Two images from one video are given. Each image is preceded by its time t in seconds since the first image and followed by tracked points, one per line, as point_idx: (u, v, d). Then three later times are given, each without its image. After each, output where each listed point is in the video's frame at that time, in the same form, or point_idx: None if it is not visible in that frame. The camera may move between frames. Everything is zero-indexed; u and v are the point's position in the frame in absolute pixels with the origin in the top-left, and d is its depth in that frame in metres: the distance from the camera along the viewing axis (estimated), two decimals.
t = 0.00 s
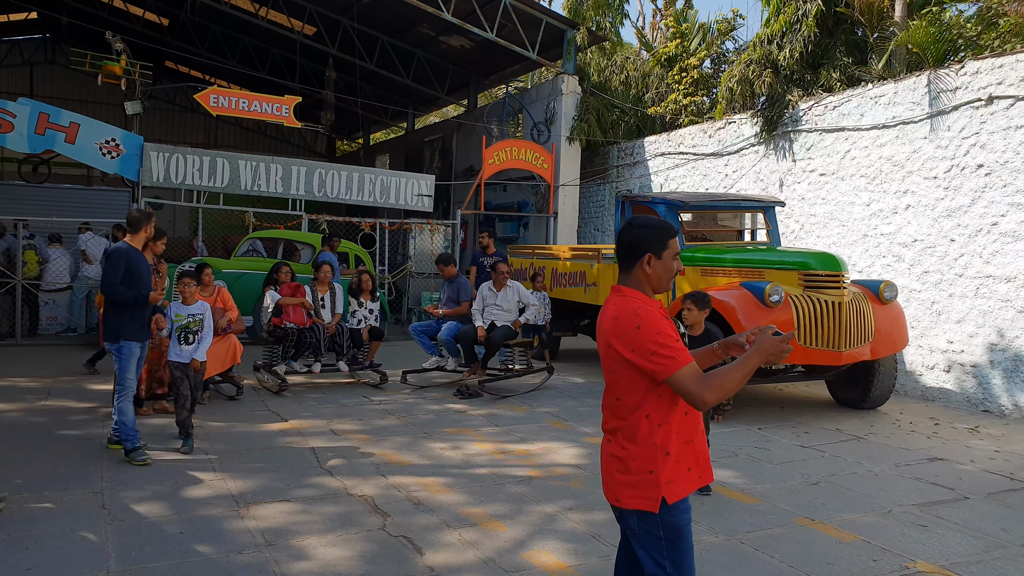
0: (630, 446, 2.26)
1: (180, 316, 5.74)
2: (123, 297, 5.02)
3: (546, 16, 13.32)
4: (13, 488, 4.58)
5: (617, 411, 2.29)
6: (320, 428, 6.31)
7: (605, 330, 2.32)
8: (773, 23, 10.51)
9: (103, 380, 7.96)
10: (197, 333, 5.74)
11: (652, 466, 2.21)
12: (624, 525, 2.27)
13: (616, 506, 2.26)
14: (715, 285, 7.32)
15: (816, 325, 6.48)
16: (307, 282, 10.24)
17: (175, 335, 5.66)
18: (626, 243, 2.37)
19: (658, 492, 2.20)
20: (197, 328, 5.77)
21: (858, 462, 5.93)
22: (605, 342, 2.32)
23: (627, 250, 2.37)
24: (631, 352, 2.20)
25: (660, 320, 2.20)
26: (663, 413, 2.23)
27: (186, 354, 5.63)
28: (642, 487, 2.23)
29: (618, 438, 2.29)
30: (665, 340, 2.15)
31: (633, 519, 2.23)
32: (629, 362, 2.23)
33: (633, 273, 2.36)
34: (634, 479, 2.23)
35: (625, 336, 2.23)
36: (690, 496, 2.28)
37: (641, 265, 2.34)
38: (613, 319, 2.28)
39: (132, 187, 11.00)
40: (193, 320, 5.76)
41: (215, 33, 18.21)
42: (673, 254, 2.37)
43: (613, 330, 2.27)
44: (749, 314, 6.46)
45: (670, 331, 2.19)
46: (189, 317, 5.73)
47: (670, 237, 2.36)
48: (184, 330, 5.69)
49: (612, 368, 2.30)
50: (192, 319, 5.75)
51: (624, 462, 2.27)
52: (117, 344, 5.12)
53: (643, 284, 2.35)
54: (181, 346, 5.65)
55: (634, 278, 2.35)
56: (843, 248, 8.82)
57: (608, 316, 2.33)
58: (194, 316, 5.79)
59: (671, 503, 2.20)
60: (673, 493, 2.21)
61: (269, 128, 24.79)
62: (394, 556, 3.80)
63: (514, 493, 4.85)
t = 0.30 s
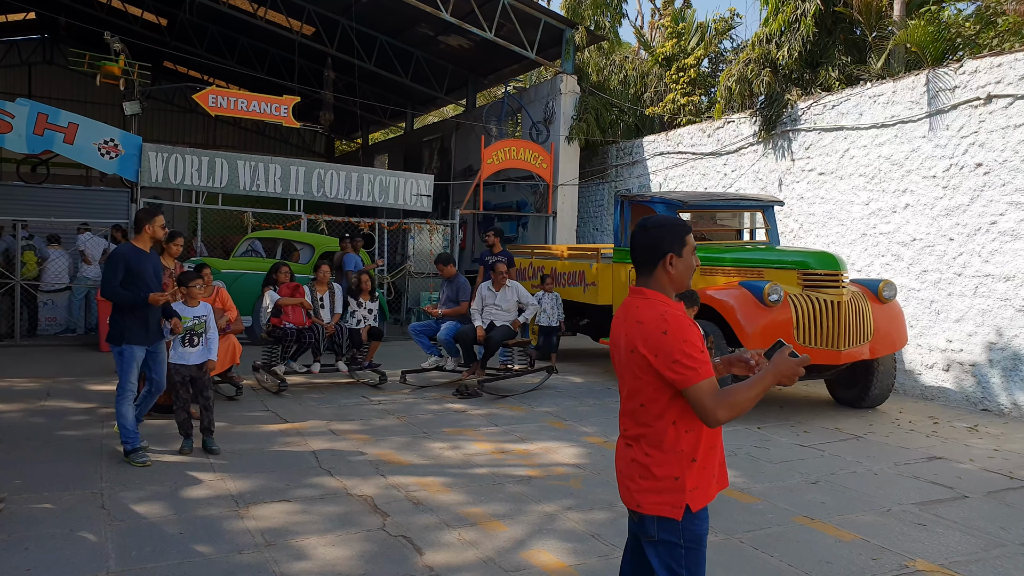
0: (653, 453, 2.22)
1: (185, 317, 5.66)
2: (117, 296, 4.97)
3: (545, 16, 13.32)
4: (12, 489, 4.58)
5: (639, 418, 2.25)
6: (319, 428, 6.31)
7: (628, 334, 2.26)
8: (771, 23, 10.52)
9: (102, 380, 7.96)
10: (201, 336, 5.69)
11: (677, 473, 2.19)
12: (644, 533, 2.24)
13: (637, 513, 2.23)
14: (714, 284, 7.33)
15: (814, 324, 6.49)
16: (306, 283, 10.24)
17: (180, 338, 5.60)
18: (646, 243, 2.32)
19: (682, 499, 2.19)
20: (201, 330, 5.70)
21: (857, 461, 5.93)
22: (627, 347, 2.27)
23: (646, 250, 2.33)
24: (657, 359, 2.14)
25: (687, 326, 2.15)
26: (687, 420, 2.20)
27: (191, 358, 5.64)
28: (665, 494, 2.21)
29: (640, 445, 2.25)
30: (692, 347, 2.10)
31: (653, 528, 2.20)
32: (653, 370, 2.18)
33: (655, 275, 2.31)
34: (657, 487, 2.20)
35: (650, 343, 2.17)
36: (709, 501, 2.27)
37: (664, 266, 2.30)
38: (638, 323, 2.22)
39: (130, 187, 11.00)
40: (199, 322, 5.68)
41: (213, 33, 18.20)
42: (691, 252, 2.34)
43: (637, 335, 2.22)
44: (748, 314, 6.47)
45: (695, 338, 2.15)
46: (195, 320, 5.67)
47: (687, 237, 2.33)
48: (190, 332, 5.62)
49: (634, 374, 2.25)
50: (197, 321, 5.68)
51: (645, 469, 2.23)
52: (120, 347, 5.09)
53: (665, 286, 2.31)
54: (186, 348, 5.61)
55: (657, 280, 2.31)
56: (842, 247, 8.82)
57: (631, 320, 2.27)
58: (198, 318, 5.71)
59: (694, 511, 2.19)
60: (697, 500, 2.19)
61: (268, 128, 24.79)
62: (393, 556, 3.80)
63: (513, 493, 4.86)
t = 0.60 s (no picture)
0: (687, 465, 2.09)
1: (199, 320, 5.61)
2: (124, 300, 4.82)
3: (543, 15, 13.32)
4: (12, 489, 4.58)
5: (672, 428, 2.11)
6: (319, 428, 6.31)
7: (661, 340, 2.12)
8: (770, 21, 10.52)
9: (102, 381, 7.95)
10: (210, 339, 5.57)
11: (714, 485, 2.08)
12: (672, 550, 2.11)
13: (668, 529, 2.09)
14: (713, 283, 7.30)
15: (814, 323, 6.49)
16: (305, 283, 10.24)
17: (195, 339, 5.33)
18: (681, 243, 2.20)
19: (719, 513, 2.08)
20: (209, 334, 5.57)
21: (856, 460, 5.94)
22: (660, 352, 2.12)
23: (680, 251, 2.20)
24: (698, 367, 2.01)
25: (728, 333, 2.03)
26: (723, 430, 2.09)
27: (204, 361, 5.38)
28: (699, 507, 2.09)
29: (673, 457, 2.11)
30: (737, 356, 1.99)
31: (686, 545, 2.08)
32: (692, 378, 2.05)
33: (689, 277, 2.19)
34: (693, 501, 2.08)
35: (690, 350, 2.03)
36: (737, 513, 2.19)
37: (699, 267, 2.19)
38: (675, 328, 2.09)
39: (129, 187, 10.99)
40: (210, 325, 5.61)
41: (212, 33, 18.18)
42: (726, 254, 2.23)
43: (673, 340, 2.08)
44: (747, 313, 6.42)
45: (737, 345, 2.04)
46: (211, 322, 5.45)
47: (724, 239, 2.22)
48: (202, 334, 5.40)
49: (668, 382, 2.10)
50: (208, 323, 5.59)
51: (679, 482, 2.10)
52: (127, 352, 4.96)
53: (700, 289, 2.19)
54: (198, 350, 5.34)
55: (691, 283, 2.19)
56: (841, 245, 8.82)
57: (664, 323, 2.13)
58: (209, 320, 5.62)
59: (729, 525, 2.10)
60: (732, 514, 2.10)
61: (267, 128, 24.79)
62: (394, 555, 3.79)
63: (513, 492, 4.86)
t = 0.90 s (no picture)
0: (708, 476, 1.99)
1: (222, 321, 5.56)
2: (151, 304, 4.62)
3: (542, 14, 13.31)
4: (12, 489, 4.57)
5: (694, 436, 2.00)
6: (318, 428, 6.30)
7: (688, 344, 2.00)
8: (769, 20, 10.52)
9: (101, 381, 7.95)
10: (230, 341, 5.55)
11: (737, 499, 1.99)
12: (687, 563, 2.01)
13: (687, 542, 1.98)
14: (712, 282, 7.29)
15: (814, 321, 6.50)
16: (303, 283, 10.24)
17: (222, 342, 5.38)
18: (708, 241, 2.11)
19: (738, 527, 1.99)
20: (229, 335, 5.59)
21: (856, 458, 5.94)
22: (686, 358, 2.00)
23: (707, 248, 2.11)
24: (733, 373, 1.91)
25: (763, 337, 1.94)
26: (748, 440, 2.00)
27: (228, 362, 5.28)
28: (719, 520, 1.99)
29: (693, 467, 2.01)
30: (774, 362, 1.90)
31: (703, 559, 1.98)
32: (723, 385, 1.95)
33: (715, 276, 2.10)
34: (714, 513, 1.98)
35: (724, 355, 1.93)
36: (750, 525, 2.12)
37: (726, 266, 2.10)
38: (704, 332, 1.97)
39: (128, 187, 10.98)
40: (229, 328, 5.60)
41: (210, 33, 18.15)
42: (753, 254, 2.16)
43: (704, 343, 1.97)
44: (745, 310, 6.40)
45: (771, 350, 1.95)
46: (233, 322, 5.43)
47: (752, 238, 2.14)
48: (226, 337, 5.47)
49: (694, 389, 1.99)
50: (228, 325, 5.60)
51: (698, 493, 1.99)
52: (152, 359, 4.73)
53: (724, 290, 2.11)
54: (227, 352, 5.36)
55: (715, 283, 2.10)
56: (840, 244, 8.82)
57: (690, 327, 2.01)
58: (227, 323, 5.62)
59: (748, 539, 2.01)
60: (751, 527, 2.01)
61: (266, 127, 24.77)
62: (394, 555, 3.79)
63: (513, 491, 4.85)
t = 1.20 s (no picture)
0: (714, 481, 1.97)
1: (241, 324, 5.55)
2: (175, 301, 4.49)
3: (541, 13, 13.32)
4: (11, 490, 4.57)
5: (699, 442, 1.98)
6: (319, 427, 6.29)
7: (688, 350, 1.96)
8: (768, 18, 10.52)
9: (101, 381, 7.95)
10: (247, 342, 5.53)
11: (743, 503, 1.97)
12: (693, 568, 2.00)
13: (694, 549, 1.98)
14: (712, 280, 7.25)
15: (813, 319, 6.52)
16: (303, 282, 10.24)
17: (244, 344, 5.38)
18: (702, 241, 2.05)
19: (744, 530, 1.98)
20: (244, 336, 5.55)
21: (856, 456, 5.94)
22: (688, 363, 1.96)
23: (701, 248, 2.05)
24: (738, 377, 1.89)
25: (767, 336, 1.91)
26: (753, 442, 1.98)
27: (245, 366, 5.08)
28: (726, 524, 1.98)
29: (699, 473, 1.99)
30: (780, 362, 1.87)
31: (710, 564, 1.97)
32: (728, 390, 1.92)
33: (709, 277, 2.04)
34: (721, 518, 1.96)
35: (729, 359, 1.90)
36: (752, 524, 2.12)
37: (720, 267, 2.03)
38: (704, 338, 1.93)
39: (126, 187, 10.97)
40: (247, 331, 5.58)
41: (209, 32, 18.14)
42: (748, 253, 2.09)
43: (707, 348, 1.93)
44: (745, 309, 6.39)
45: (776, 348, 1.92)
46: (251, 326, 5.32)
47: (747, 235, 2.07)
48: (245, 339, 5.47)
49: (697, 395, 1.96)
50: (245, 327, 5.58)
51: (703, 498, 1.98)
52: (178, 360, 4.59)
53: (719, 290, 2.05)
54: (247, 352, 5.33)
55: (710, 284, 2.04)
56: (840, 242, 8.82)
57: (689, 332, 1.97)
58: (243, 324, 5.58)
59: (753, 541, 2.01)
60: (756, 529, 2.01)
61: (264, 127, 24.77)
62: (393, 554, 3.79)
63: (512, 490, 4.85)
